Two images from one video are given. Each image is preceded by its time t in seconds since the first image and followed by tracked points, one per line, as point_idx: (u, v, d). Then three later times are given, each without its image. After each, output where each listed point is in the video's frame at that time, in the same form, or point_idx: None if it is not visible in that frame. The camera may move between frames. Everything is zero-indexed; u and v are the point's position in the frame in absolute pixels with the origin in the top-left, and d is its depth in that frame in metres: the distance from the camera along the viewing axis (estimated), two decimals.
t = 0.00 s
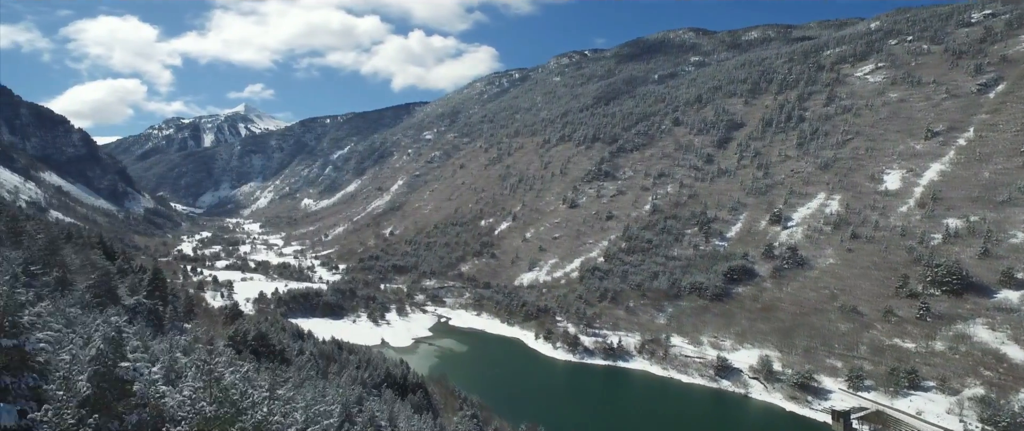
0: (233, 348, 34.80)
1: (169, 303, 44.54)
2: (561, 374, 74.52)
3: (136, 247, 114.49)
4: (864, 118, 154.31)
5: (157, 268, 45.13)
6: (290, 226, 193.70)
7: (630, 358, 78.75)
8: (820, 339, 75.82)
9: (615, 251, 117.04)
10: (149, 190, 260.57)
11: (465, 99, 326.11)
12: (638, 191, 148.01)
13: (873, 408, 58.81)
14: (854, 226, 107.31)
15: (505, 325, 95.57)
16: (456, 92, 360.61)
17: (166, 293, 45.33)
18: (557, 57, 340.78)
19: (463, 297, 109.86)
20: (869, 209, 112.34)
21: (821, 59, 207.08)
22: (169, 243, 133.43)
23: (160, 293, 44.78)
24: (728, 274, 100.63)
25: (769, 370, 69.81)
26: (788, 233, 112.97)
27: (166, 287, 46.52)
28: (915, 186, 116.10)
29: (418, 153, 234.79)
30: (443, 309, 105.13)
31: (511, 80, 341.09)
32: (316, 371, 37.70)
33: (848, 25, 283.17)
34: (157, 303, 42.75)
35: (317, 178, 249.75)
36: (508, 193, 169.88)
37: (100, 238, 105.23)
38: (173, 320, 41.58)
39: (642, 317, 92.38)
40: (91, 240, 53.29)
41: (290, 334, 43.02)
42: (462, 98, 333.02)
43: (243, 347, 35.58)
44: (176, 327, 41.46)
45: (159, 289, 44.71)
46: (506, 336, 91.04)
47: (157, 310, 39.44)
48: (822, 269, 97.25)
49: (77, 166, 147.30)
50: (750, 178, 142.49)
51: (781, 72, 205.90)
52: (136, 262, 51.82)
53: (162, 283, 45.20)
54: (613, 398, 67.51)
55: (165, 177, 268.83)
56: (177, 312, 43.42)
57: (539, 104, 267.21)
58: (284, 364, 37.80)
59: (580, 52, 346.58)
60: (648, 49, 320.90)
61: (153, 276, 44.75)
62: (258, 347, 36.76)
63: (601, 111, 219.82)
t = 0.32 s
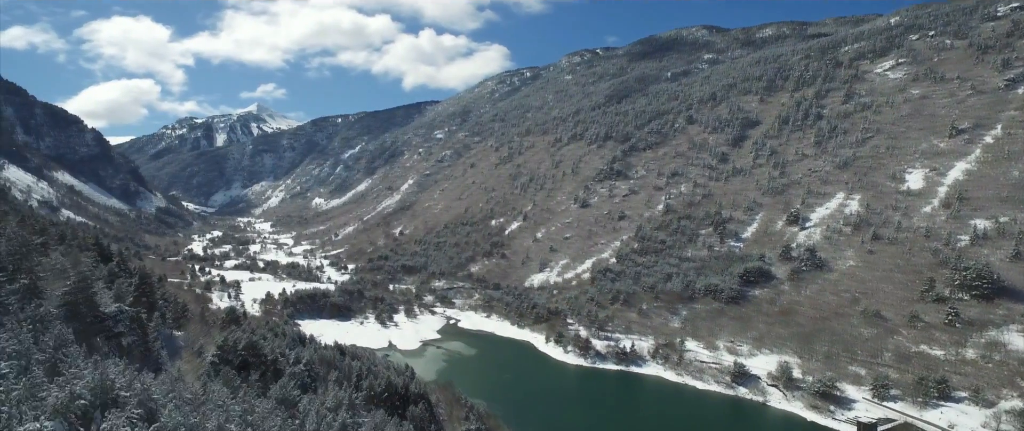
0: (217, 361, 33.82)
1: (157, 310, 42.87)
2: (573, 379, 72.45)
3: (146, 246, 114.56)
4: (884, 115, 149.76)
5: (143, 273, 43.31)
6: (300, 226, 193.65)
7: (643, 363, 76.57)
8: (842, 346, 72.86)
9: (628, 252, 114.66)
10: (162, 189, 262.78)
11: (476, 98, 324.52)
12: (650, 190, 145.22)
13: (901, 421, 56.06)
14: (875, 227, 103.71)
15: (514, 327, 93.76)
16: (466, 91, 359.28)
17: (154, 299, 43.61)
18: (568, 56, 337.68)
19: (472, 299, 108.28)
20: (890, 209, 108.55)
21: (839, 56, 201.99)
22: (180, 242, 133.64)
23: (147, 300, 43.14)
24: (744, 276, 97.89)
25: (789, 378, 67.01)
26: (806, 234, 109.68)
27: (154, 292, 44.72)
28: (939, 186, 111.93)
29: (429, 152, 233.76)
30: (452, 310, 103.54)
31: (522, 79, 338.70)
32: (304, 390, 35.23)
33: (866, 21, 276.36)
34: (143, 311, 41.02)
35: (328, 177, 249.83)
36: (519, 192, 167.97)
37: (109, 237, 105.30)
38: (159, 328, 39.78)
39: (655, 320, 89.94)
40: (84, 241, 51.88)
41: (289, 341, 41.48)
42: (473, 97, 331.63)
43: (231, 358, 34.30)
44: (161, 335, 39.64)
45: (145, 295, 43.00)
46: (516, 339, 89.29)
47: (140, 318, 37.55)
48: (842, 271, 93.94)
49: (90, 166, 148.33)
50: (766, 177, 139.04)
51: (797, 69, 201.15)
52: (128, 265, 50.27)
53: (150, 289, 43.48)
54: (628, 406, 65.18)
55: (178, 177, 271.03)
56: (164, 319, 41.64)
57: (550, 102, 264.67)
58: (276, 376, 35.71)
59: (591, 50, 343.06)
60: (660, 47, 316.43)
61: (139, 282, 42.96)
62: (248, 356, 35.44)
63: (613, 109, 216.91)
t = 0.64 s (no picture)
0: (202, 374, 31.81)
1: (142, 318, 40.20)
2: (584, 387, 70.09)
3: (155, 246, 114.52)
4: (904, 113, 145.46)
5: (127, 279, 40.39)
6: (310, 226, 193.77)
7: (656, 370, 74.26)
8: (863, 353, 70.03)
9: (640, 254, 112.32)
10: (175, 189, 264.98)
11: (486, 98, 323.17)
12: (663, 191, 142.61)
13: None
14: (896, 229, 100.22)
15: (523, 330, 91.92)
16: (476, 91, 358.07)
17: (140, 306, 40.85)
18: (579, 55, 334.73)
19: (481, 301, 106.56)
20: (912, 210, 104.94)
21: (856, 52, 197.21)
22: (190, 242, 133.73)
23: (133, 307, 40.44)
24: (760, 279, 95.05)
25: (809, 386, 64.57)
26: (823, 235, 106.43)
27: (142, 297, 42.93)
28: (964, 186, 108.05)
29: (438, 152, 232.82)
30: (461, 312, 101.96)
31: (532, 78, 336.40)
32: (293, 405, 33.37)
33: (883, 17, 270.16)
34: (125, 320, 38.86)
35: (338, 177, 249.90)
36: (528, 193, 166.10)
37: (118, 237, 105.27)
38: (142, 338, 37.99)
39: (668, 324, 87.54)
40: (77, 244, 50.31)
41: (285, 348, 39.84)
42: (483, 97, 330.15)
43: (217, 370, 32.38)
44: (146, 345, 38.33)
45: (130, 302, 40.18)
46: (524, 343, 87.43)
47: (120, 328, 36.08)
48: (863, 274, 90.75)
49: (102, 166, 149.36)
50: (781, 177, 135.81)
51: (813, 67, 196.75)
52: (119, 268, 48.53)
53: (135, 295, 40.59)
54: (642, 414, 62.86)
55: (190, 177, 273.18)
56: (150, 328, 39.68)
57: (561, 101, 262.50)
58: (267, 388, 33.97)
59: (602, 49, 339.73)
60: (672, 45, 312.56)
61: (123, 289, 40.12)
62: (236, 368, 33.25)
63: (625, 108, 214.17)
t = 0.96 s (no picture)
0: (182, 390, 31.93)
1: (122, 328, 39.25)
2: (594, 393, 68.21)
3: (164, 246, 114.52)
4: (925, 111, 140.86)
5: (107, 287, 39.16)
6: (320, 226, 193.58)
7: (668, 376, 72.00)
8: (887, 361, 67.14)
9: (651, 256, 109.79)
10: (186, 189, 266.99)
11: (496, 97, 321.37)
12: (675, 191, 139.78)
13: None
14: (918, 231, 96.56)
15: (532, 333, 90.03)
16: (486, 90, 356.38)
17: (121, 314, 39.73)
18: (589, 53, 331.45)
19: (489, 303, 104.86)
20: (934, 211, 101.19)
21: (874, 49, 192.16)
22: (199, 242, 133.94)
23: (113, 316, 39.25)
24: (777, 282, 92.07)
25: (830, 395, 61.98)
26: (842, 237, 103.02)
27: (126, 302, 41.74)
28: (989, 186, 104.06)
29: (448, 151, 231.49)
30: (469, 315, 100.33)
31: (542, 78, 333.74)
32: (279, 424, 31.78)
33: (901, 13, 263.72)
34: (101, 332, 37.94)
35: (348, 177, 249.83)
36: (537, 193, 163.97)
37: (127, 238, 105.37)
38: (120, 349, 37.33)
39: (681, 328, 85.16)
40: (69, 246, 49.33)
41: (281, 357, 38.54)
42: (492, 96, 328.38)
43: (200, 385, 32.09)
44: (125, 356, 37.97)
45: (110, 311, 39.01)
46: (533, 347, 85.41)
47: (93, 340, 35.20)
48: (885, 278, 87.36)
49: (113, 166, 150.31)
50: (797, 177, 132.36)
51: (829, 64, 192.04)
52: (109, 272, 47.51)
53: (115, 304, 39.40)
54: (654, 422, 60.83)
55: (201, 177, 275.22)
56: (132, 337, 38.90)
57: (571, 100, 259.88)
58: (254, 404, 32.50)
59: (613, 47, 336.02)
60: (684, 44, 308.35)
61: (103, 298, 38.92)
62: (218, 385, 32.57)
63: (636, 107, 211.05)
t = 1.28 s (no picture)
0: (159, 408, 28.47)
1: (100, 340, 36.31)
2: (605, 400, 66.17)
3: (173, 246, 114.54)
4: (948, 108, 136.20)
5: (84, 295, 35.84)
6: (330, 226, 193.65)
7: (682, 383, 69.60)
8: (913, 369, 64.25)
9: (664, 257, 107.28)
10: (198, 189, 269.36)
11: (506, 97, 319.76)
12: (688, 191, 136.94)
13: None
14: (943, 232, 92.83)
15: (541, 337, 88.15)
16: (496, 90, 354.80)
17: (100, 324, 36.61)
18: (600, 52, 328.00)
19: (498, 305, 103.06)
20: (959, 212, 97.42)
21: (893, 45, 186.98)
22: (209, 243, 134.24)
23: (90, 326, 36.13)
24: (794, 286, 89.17)
25: (853, 406, 59.36)
26: (862, 238, 99.54)
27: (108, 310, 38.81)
28: (1018, 186, 99.87)
29: (458, 151, 230.34)
30: (478, 317, 98.78)
31: (553, 77, 330.91)
32: None
33: (921, 8, 256.54)
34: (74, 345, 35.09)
35: (358, 177, 249.84)
36: (547, 193, 161.97)
37: (136, 238, 105.46)
38: (93, 365, 34.78)
39: (695, 333, 82.66)
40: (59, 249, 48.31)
41: (276, 368, 37.60)
42: (502, 96, 326.51)
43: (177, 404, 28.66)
44: (101, 370, 36.03)
45: (87, 321, 35.92)
46: (543, 351, 83.52)
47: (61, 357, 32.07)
48: (908, 281, 84.02)
49: (125, 166, 151.56)
50: (814, 177, 128.89)
51: (846, 61, 187.22)
52: (98, 278, 46.20)
53: (94, 313, 36.27)
54: None
55: (213, 177, 277.45)
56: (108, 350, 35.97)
57: (582, 99, 257.14)
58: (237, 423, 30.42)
59: (624, 46, 332.28)
60: (696, 42, 304.05)
61: (80, 307, 35.71)
62: (198, 401, 29.08)
63: (647, 106, 207.87)
